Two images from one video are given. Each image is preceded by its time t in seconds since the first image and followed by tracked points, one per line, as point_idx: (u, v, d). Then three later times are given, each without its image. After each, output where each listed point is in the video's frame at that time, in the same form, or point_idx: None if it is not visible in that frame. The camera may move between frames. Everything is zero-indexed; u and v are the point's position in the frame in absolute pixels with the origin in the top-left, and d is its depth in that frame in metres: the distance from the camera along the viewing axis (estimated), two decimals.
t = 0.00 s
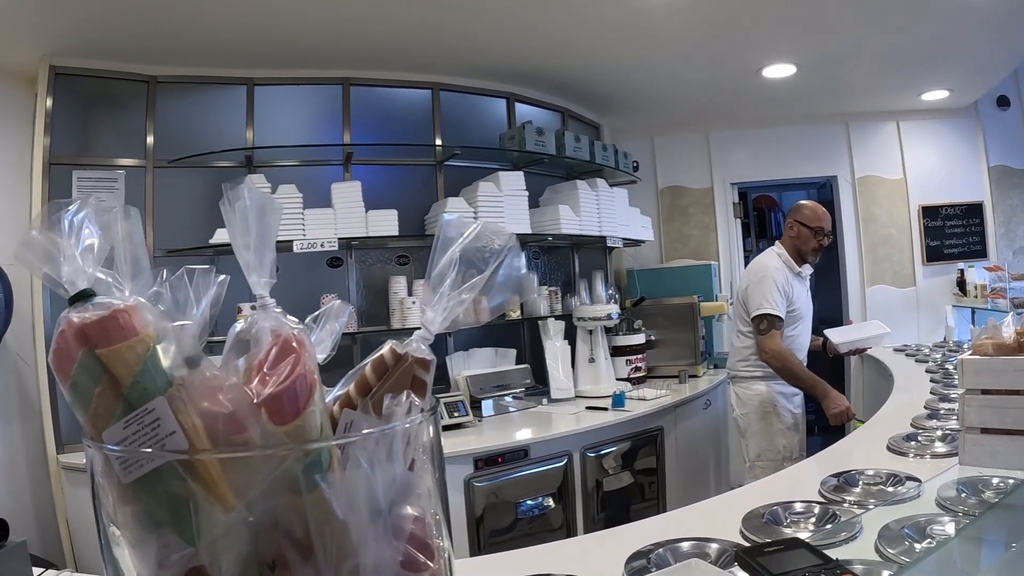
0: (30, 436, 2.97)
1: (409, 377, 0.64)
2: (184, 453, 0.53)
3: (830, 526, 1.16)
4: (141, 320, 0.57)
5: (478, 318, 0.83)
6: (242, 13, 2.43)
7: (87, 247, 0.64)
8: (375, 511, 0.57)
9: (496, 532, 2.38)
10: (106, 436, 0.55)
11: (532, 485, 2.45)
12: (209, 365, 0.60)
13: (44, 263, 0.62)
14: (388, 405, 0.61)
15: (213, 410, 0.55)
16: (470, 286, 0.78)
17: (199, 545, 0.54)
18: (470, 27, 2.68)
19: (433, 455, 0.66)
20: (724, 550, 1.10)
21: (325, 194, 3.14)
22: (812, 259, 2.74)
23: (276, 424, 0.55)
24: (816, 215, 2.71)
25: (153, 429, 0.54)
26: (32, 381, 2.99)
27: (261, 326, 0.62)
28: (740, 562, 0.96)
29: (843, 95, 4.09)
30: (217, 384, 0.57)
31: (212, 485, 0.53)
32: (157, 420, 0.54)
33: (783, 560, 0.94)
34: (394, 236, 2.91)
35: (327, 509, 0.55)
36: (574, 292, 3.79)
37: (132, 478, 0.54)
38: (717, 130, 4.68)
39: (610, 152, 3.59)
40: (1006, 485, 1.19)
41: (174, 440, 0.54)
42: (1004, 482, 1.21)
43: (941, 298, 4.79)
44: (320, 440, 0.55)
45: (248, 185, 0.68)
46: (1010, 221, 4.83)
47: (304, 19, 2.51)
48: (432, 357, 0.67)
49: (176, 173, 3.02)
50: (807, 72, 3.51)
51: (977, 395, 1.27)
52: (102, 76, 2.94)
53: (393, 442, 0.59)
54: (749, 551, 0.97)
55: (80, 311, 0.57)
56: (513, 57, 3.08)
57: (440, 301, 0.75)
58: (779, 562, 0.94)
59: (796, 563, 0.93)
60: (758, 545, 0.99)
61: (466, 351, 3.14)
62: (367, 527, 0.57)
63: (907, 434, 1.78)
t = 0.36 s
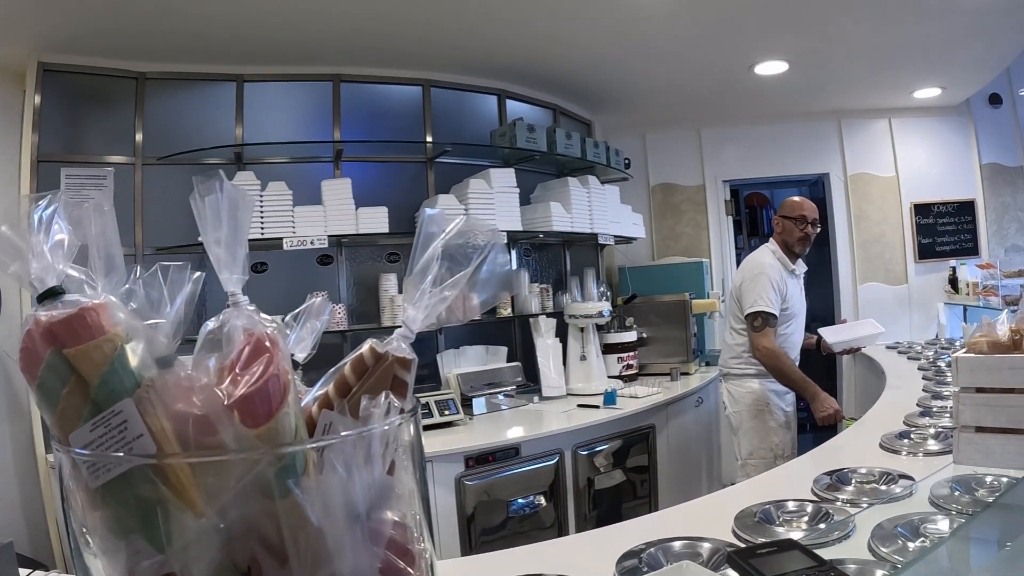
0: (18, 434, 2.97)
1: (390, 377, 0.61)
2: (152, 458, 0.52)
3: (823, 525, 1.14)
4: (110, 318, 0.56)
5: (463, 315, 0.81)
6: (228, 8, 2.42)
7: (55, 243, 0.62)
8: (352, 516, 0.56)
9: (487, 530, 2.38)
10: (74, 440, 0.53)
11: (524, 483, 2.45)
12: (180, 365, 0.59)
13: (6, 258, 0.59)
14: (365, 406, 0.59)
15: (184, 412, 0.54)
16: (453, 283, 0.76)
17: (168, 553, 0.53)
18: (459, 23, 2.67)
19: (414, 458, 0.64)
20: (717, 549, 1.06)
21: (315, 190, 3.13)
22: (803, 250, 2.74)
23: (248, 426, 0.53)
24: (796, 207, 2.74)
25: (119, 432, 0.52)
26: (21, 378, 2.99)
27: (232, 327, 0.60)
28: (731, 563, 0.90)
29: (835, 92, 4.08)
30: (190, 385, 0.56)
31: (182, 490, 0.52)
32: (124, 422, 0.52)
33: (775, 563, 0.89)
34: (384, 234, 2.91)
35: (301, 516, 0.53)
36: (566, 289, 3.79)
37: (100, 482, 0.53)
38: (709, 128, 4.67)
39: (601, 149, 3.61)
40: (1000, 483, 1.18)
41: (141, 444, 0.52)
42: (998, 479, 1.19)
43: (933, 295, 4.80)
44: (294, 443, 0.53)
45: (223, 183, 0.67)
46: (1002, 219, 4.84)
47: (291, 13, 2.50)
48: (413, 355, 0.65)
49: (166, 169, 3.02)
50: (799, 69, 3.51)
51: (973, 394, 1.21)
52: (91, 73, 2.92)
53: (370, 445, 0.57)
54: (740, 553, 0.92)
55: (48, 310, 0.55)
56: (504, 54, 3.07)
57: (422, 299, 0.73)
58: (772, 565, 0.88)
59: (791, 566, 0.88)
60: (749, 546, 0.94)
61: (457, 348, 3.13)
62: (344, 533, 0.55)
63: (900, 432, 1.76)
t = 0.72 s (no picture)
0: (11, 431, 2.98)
1: (376, 379, 0.58)
2: (134, 462, 0.48)
3: (817, 524, 1.11)
4: (93, 319, 0.51)
5: (458, 313, 0.78)
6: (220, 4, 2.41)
7: (38, 244, 0.57)
8: (340, 521, 0.52)
9: (480, 528, 2.39)
10: (55, 443, 0.50)
11: (518, 481, 2.46)
12: (165, 366, 0.54)
13: None
14: (349, 409, 0.55)
15: (166, 414, 0.50)
16: (440, 283, 0.74)
17: (150, 560, 0.49)
18: (452, 19, 2.67)
19: (401, 458, 0.60)
20: (710, 548, 1.05)
21: (308, 187, 3.14)
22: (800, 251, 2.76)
23: (233, 429, 0.50)
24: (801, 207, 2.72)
25: (101, 435, 0.49)
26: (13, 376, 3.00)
27: (215, 327, 0.57)
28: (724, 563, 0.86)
29: (829, 89, 4.08)
30: (173, 386, 0.52)
31: (164, 494, 0.48)
32: (105, 425, 0.49)
33: (767, 563, 0.84)
34: (377, 231, 2.91)
35: (287, 521, 0.50)
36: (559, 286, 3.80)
37: (82, 486, 0.49)
38: (702, 125, 4.67)
39: (595, 146, 3.62)
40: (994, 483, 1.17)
41: (123, 447, 0.49)
42: (991, 479, 1.16)
43: (927, 292, 4.80)
44: (280, 447, 0.49)
45: (210, 182, 0.63)
46: (996, 217, 4.85)
47: (283, 9, 2.50)
48: (400, 356, 0.62)
49: (158, 167, 3.02)
50: (793, 66, 3.51)
51: (966, 392, 1.20)
52: (82, 70, 2.92)
53: (355, 449, 0.53)
54: (733, 553, 0.87)
55: (31, 310, 0.51)
56: (498, 50, 3.06)
57: (408, 299, 0.71)
58: (767, 566, 0.84)
59: (784, 566, 0.84)
60: (741, 547, 0.89)
61: (450, 346, 3.14)
62: (328, 537, 0.52)
63: (893, 430, 1.76)
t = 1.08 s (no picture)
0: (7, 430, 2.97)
1: (369, 379, 0.58)
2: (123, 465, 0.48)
3: (812, 520, 1.10)
4: (82, 322, 0.51)
5: (453, 311, 0.78)
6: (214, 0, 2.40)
7: (28, 245, 0.57)
8: (331, 523, 0.52)
9: (477, 524, 2.39)
10: (45, 446, 0.49)
11: (515, 477, 2.46)
12: (155, 369, 0.54)
13: None
14: (340, 409, 0.55)
15: (156, 417, 0.50)
16: (432, 282, 0.73)
17: (142, 563, 0.49)
18: (446, 15, 2.66)
19: (394, 457, 0.60)
20: (707, 544, 1.05)
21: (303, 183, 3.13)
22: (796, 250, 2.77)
23: (222, 431, 0.49)
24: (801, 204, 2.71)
25: (90, 439, 0.49)
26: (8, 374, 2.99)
27: (206, 328, 0.56)
28: (720, 561, 0.86)
29: (826, 85, 4.08)
30: (163, 389, 0.51)
31: (154, 498, 0.48)
32: (95, 429, 0.48)
33: (764, 561, 0.85)
34: (373, 228, 2.91)
35: (278, 524, 0.50)
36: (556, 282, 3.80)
37: (71, 490, 0.49)
38: (698, 120, 4.67)
39: (591, 142, 3.61)
40: (990, 479, 1.17)
41: (113, 450, 0.48)
42: (988, 474, 1.22)
43: (924, 287, 4.81)
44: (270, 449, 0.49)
45: (199, 184, 0.63)
46: (992, 212, 4.86)
47: (277, 5, 2.48)
48: (393, 356, 0.61)
49: (153, 164, 3.01)
50: (788, 62, 3.51)
51: (963, 388, 1.18)
52: (77, 67, 2.91)
53: (347, 449, 0.53)
54: (728, 551, 0.87)
55: (19, 312, 0.50)
56: (494, 46, 3.06)
57: (400, 298, 0.70)
58: (763, 564, 0.84)
59: (780, 563, 0.84)
60: (738, 544, 0.90)
61: (446, 342, 3.14)
62: (320, 540, 0.51)
63: (890, 425, 1.76)
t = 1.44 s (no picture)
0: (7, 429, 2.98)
1: (380, 374, 0.58)
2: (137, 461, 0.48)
3: (814, 517, 1.11)
4: (95, 317, 0.51)
5: (459, 308, 0.81)
6: None
7: (39, 241, 0.57)
8: (345, 518, 0.52)
9: (478, 523, 2.39)
10: (58, 442, 0.49)
11: (515, 475, 2.46)
12: (168, 364, 0.54)
13: None
14: (354, 405, 0.55)
15: (170, 413, 0.49)
16: (444, 278, 0.73)
17: (156, 559, 0.49)
18: (446, 13, 2.66)
19: (406, 454, 0.60)
20: (710, 541, 1.05)
21: (303, 181, 3.13)
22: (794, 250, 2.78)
23: (236, 425, 0.49)
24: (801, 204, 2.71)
25: (104, 435, 0.48)
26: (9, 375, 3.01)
27: (219, 325, 0.56)
28: (724, 557, 0.86)
29: (825, 83, 4.09)
30: (176, 385, 0.51)
31: (168, 494, 0.48)
32: (108, 425, 0.48)
33: (767, 557, 0.85)
34: (373, 226, 2.91)
35: (292, 519, 0.50)
36: (555, 280, 3.80)
37: (85, 486, 0.49)
38: (697, 119, 4.68)
39: (590, 140, 3.62)
40: (991, 476, 1.18)
41: (126, 447, 0.48)
42: (988, 471, 1.23)
43: (923, 286, 4.83)
44: (283, 445, 0.49)
45: (211, 179, 0.63)
46: (991, 211, 4.87)
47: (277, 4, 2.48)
48: (404, 352, 0.61)
49: (152, 163, 3.00)
50: (788, 60, 3.52)
51: (964, 385, 1.19)
52: (76, 66, 2.91)
53: (361, 444, 0.53)
54: (733, 547, 0.87)
55: (30, 308, 0.50)
56: (494, 44, 3.06)
57: (412, 294, 0.69)
58: (767, 558, 0.84)
59: (784, 558, 0.84)
60: (742, 540, 0.90)
61: (446, 341, 3.14)
62: (335, 535, 0.51)
63: (891, 423, 1.76)
